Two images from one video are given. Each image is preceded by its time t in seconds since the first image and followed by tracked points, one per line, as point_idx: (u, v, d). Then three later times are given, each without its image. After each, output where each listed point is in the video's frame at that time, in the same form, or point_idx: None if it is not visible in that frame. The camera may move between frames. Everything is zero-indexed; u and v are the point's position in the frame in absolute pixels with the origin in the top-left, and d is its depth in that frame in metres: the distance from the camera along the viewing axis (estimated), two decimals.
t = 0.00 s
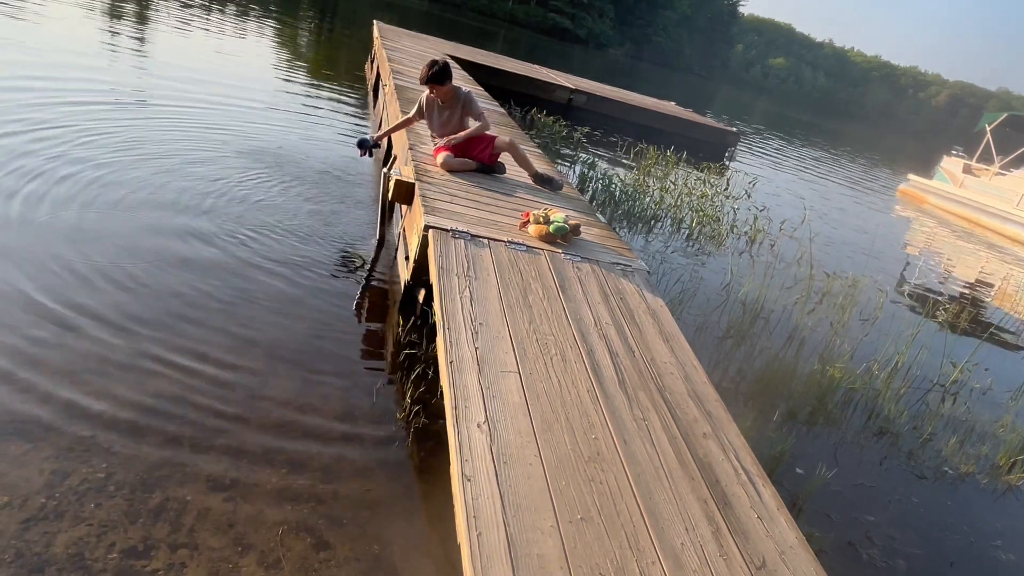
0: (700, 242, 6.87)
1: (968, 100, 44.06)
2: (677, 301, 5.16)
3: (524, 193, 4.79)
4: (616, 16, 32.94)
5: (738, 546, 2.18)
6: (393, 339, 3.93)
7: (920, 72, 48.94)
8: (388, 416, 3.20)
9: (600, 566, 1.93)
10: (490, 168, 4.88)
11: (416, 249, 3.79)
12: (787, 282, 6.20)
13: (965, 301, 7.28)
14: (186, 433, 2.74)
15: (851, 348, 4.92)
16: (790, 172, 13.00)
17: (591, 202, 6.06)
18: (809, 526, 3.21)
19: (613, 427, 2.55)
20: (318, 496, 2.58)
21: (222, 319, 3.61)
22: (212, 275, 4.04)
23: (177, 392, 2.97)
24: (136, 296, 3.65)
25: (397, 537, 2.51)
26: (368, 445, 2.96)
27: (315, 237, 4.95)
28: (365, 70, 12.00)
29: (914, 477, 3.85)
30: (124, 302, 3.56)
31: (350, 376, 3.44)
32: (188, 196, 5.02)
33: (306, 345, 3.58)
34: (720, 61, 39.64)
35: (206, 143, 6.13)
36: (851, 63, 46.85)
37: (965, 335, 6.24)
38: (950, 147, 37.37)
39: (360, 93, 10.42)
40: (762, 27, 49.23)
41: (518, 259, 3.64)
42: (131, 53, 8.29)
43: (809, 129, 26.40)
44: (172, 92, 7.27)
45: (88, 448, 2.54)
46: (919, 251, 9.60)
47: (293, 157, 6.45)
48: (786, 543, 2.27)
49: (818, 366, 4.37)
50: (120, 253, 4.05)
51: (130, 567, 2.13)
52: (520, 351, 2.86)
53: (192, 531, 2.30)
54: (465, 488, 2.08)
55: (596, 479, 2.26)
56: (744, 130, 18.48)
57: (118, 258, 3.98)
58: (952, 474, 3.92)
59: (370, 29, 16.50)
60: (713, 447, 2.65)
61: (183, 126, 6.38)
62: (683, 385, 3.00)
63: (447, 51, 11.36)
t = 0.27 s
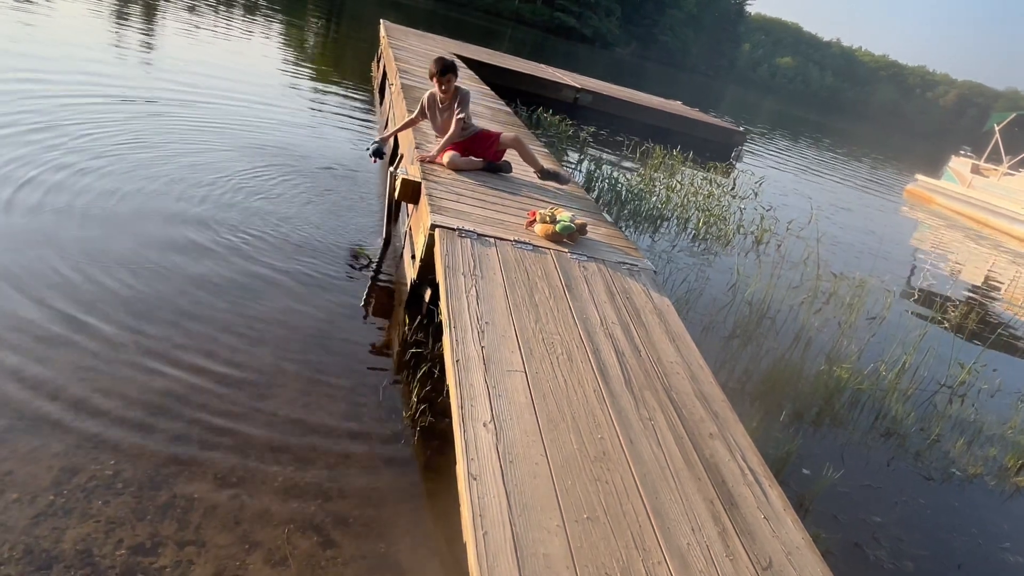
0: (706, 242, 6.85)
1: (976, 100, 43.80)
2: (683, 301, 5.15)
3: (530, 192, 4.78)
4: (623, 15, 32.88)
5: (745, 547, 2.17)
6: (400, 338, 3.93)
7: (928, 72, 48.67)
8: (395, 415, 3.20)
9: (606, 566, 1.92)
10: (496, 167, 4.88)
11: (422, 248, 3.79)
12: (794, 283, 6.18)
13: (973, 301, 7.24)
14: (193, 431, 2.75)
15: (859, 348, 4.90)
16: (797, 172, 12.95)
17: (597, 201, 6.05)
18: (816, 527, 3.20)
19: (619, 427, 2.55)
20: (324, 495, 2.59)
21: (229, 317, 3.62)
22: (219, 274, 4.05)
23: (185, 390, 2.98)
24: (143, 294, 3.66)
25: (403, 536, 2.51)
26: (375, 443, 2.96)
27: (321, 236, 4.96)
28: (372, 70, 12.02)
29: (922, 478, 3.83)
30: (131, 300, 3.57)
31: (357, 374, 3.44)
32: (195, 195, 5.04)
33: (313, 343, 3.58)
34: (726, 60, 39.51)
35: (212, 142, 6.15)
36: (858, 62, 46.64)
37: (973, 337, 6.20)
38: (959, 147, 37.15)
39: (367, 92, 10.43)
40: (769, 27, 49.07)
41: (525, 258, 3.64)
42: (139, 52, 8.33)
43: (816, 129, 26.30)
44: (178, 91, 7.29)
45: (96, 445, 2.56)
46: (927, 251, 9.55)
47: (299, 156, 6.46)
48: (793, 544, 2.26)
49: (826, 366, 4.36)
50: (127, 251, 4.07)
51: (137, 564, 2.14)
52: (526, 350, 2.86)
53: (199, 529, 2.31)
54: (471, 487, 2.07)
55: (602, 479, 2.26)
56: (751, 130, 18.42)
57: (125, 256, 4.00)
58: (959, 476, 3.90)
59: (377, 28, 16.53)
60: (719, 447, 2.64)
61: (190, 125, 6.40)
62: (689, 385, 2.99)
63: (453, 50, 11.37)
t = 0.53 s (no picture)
0: (714, 241, 6.83)
1: (987, 99, 43.47)
2: (691, 300, 5.14)
3: (537, 190, 4.78)
4: (631, 14, 32.80)
5: (752, 547, 2.16)
6: (407, 336, 3.93)
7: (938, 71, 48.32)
8: (402, 413, 3.21)
9: (613, 565, 1.92)
10: (503, 166, 4.88)
11: (429, 246, 3.79)
12: (802, 282, 6.15)
13: (983, 302, 7.19)
14: (201, 428, 2.76)
15: (867, 348, 4.88)
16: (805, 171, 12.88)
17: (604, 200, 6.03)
18: (824, 528, 3.18)
19: (626, 426, 2.54)
20: (331, 492, 2.59)
21: (237, 315, 3.63)
22: (227, 271, 4.07)
23: (193, 387, 2.99)
24: (152, 291, 3.68)
25: (410, 534, 2.51)
26: (381, 441, 2.96)
27: (328, 234, 4.97)
28: (379, 68, 12.04)
29: (931, 479, 3.81)
30: (140, 298, 3.59)
31: (364, 372, 3.45)
32: (203, 192, 5.07)
33: (320, 341, 3.59)
34: (734, 59, 39.35)
35: (221, 140, 6.18)
36: (868, 61, 46.36)
37: (983, 337, 6.16)
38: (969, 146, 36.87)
39: (374, 91, 10.44)
40: (778, 25, 48.84)
41: (532, 256, 3.64)
42: (148, 51, 8.37)
43: (825, 128, 26.16)
44: (185, 89, 7.30)
45: (105, 442, 2.57)
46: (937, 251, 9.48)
47: (307, 154, 6.48)
48: (801, 545, 2.25)
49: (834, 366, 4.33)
50: (136, 248, 4.09)
51: (146, 560, 2.15)
52: (533, 349, 2.86)
53: (207, 525, 2.32)
54: (478, 486, 2.07)
55: (609, 478, 2.25)
56: (759, 129, 18.34)
57: (134, 253, 4.02)
58: (969, 477, 3.87)
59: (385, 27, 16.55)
60: (727, 447, 2.63)
61: (199, 123, 6.43)
62: (697, 384, 2.98)
63: (460, 48, 11.37)
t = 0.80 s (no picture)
0: (722, 240, 6.81)
1: (1000, 97, 43.06)
2: (698, 299, 5.12)
3: (545, 188, 4.76)
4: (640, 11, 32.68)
5: (759, 546, 2.15)
6: (413, 334, 3.92)
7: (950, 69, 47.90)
8: (408, 410, 3.21)
9: (619, 563, 1.91)
10: (509, 163, 4.87)
11: (436, 244, 3.79)
12: (810, 281, 6.12)
13: (994, 302, 7.12)
14: (209, 423, 2.77)
15: (876, 348, 4.84)
16: (815, 169, 12.81)
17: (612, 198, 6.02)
18: (831, 528, 3.16)
19: (632, 424, 2.53)
20: (337, 489, 2.60)
21: (244, 311, 3.65)
22: (234, 268, 4.08)
23: (200, 383, 3.00)
24: (160, 287, 3.70)
25: (415, 531, 2.51)
26: (387, 438, 2.96)
27: (335, 231, 4.98)
28: (387, 65, 12.05)
29: (939, 480, 3.78)
30: (149, 294, 3.61)
31: (370, 369, 3.45)
32: (212, 189, 5.09)
33: (327, 338, 3.60)
34: (744, 56, 39.14)
35: (230, 137, 6.21)
36: (879, 58, 46.01)
37: (993, 337, 6.10)
38: (980, 145, 36.54)
39: (382, 88, 10.44)
40: (788, 22, 48.55)
41: (539, 254, 3.63)
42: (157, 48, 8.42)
43: (834, 126, 25.98)
44: (192, 86, 7.33)
45: (112, 437, 2.59)
46: (947, 250, 9.40)
47: (316, 152, 6.50)
48: (808, 545, 2.23)
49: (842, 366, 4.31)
50: (144, 245, 4.11)
51: (152, 555, 2.16)
52: (539, 347, 2.85)
53: (213, 520, 2.33)
54: (483, 483, 2.07)
55: (615, 477, 2.24)
56: (768, 127, 18.25)
57: (142, 249, 4.04)
58: (978, 478, 3.84)
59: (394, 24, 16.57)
60: (734, 446, 2.62)
61: (208, 120, 6.46)
62: (704, 383, 2.97)
63: (469, 46, 11.36)
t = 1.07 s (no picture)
0: (732, 238, 6.78)
1: (1013, 94, 42.62)
2: (708, 298, 5.10)
3: (554, 186, 4.75)
4: (649, 7, 32.53)
5: (769, 548, 2.14)
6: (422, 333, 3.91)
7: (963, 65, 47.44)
8: (416, 409, 3.21)
9: (628, 564, 1.90)
10: (518, 161, 4.86)
11: (445, 242, 3.78)
12: (820, 280, 6.08)
13: (1007, 301, 7.06)
14: (218, 421, 2.78)
15: (887, 348, 4.81)
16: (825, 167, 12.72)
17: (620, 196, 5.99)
18: (841, 529, 3.14)
19: (641, 424, 2.52)
20: (346, 487, 2.60)
21: (253, 309, 3.65)
22: (243, 266, 4.09)
23: (210, 381, 3.01)
24: (170, 285, 3.71)
25: (424, 530, 2.51)
26: (396, 437, 2.96)
27: (344, 229, 4.98)
28: (396, 62, 12.05)
29: (951, 481, 3.75)
30: (159, 291, 3.63)
31: (379, 367, 3.45)
32: (221, 186, 5.11)
33: (336, 336, 3.60)
34: (753, 53, 38.90)
35: (239, 134, 6.23)
36: (890, 55, 45.62)
37: (1006, 337, 6.05)
38: (993, 142, 36.19)
39: (390, 85, 10.43)
40: (799, 19, 48.22)
41: (548, 253, 3.62)
42: (167, 45, 8.44)
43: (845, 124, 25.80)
44: (200, 83, 7.34)
45: (123, 435, 2.60)
46: (959, 249, 9.32)
47: (325, 149, 6.51)
48: (818, 546, 2.22)
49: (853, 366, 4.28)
50: (154, 242, 4.12)
51: (162, 553, 2.17)
52: (548, 346, 2.84)
53: (223, 519, 2.33)
54: (492, 482, 2.06)
55: (624, 477, 2.23)
56: (778, 124, 18.15)
57: (152, 247, 4.06)
58: (991, 480, 3.80)
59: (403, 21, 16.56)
60: (744, 447, 2.60)
61: (218, 117, 6.48)
62: (713, 383, 2.95)
63: (477, 43, 11.34)
